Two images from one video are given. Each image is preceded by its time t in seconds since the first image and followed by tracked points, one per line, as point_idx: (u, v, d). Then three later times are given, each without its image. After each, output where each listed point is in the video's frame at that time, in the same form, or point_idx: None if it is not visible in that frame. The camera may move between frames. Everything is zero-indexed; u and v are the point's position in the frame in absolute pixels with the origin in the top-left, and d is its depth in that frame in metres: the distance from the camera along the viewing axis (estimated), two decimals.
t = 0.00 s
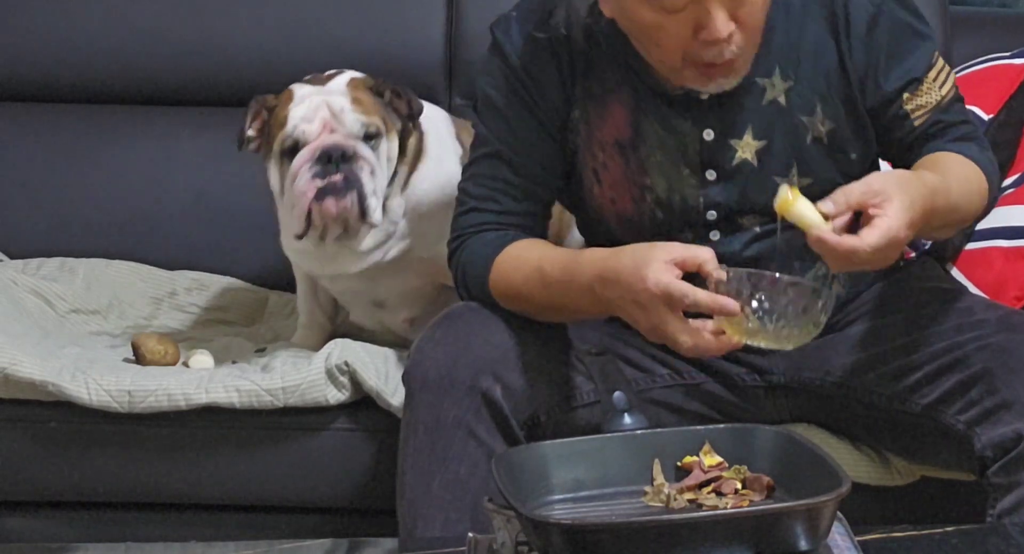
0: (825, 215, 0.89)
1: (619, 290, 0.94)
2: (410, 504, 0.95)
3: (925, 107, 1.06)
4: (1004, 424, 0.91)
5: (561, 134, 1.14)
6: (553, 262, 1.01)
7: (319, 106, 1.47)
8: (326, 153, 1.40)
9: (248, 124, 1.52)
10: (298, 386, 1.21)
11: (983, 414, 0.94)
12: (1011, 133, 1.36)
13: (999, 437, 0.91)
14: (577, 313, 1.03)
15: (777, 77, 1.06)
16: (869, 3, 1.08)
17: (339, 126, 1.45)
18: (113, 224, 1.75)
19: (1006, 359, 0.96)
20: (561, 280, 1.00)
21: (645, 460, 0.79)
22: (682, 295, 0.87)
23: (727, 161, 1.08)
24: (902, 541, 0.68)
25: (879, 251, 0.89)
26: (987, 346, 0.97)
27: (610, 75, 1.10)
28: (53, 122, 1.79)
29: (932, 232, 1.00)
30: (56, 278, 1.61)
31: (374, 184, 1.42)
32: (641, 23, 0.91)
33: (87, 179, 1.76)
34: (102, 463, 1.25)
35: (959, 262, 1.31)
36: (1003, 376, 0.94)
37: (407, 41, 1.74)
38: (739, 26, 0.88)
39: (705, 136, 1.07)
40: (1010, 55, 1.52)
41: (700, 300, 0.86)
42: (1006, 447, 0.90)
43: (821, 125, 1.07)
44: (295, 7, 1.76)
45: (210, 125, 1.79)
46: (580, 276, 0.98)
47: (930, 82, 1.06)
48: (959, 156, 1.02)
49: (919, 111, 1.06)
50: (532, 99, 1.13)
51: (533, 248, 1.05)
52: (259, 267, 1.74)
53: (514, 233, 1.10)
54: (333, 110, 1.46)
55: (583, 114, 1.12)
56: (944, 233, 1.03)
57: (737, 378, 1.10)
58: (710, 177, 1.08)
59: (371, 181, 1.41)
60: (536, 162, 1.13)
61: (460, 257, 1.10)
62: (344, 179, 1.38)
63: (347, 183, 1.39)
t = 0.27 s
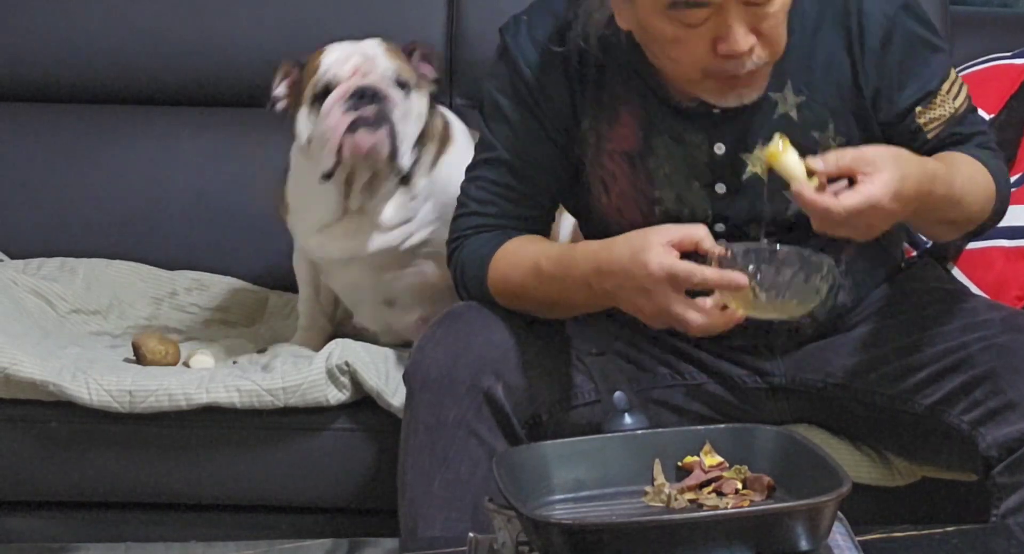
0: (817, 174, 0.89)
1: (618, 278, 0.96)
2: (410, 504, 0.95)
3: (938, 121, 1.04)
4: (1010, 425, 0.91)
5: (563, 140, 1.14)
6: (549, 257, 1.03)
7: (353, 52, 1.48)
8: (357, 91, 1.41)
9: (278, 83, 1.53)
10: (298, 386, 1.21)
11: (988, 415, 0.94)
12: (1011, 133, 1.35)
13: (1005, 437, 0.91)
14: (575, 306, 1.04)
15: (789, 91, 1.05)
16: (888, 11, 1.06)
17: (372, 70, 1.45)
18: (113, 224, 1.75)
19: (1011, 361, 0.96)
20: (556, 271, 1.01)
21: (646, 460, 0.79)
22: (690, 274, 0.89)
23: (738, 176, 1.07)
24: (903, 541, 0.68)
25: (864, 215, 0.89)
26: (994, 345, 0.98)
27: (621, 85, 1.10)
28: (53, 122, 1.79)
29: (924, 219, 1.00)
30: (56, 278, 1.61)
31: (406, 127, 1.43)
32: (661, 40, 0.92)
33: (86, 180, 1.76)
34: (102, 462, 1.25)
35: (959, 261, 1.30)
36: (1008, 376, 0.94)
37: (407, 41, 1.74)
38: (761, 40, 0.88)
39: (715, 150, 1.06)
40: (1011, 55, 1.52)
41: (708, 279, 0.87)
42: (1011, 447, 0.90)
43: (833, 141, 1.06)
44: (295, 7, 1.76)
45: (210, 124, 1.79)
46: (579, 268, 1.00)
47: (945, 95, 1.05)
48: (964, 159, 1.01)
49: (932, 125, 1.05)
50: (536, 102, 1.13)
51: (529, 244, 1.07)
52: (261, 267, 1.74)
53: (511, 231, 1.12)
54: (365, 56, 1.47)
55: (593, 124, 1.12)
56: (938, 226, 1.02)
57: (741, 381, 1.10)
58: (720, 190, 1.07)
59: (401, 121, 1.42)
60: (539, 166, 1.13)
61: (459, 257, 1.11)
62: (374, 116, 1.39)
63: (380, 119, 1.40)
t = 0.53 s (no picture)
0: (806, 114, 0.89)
1: (622, 264, 0.96)
2: (412, 504, 0.95)
3: (950, 130, 1.05)
4: (1016, 425, 0.92)
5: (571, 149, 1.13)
6: (547, 254, 1.03)
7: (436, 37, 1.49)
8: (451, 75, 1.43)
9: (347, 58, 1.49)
10: (299, 386, 1.21)
11: (992, 415, 0.94)
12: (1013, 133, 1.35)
13: (1011, 437, 0.91)
14: (578, 301, 1.05)
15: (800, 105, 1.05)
16: (896, 19, 1.06)
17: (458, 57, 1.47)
18: (114, 225, 1.75)
19: (1015, 366, 0.96)
20: (553, 273, 1.02)
21: (646, 460, 0.79)
22: (705, 253, 0.89)
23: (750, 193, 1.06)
24: (905, 541, 0.68)
25: (846, 158, 0.89)
26: (999, 347, 0.99)
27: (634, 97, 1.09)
28: (53, 122, 1.79)
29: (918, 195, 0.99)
30: (57, 278, 1.61)
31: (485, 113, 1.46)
32: (677, 53, 0.91)
33: (87, 180, 1.76)
34: (103, 463, 1.25)
35: (959, 260, 1.30)
36: (1012, 375, 0.95)
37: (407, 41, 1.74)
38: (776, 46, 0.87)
39: (729, 167, 1.05)
40: (1013, 55, 1.52)
41: (725, 251, 0.88)
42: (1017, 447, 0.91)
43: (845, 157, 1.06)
44: (294, 7, 1.76)
45: (211, 125, 1.79)
46: (579, 268, 1.00)
47: (959, 105, 1.05)
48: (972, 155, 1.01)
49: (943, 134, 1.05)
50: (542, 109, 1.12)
51: (526, 244, 1.07)
52: (261, 268, 1.75)
53: (509, 232, 1.11)
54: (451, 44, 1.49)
55: (603, 137, 1.11)
56: (935, 206, 1.01)
57: (742, 383, 1.10)
58: (730, 207, 1.07)
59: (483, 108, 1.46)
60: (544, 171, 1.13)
61: (459, 256, 1.12)
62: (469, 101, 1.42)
63: (469, 105, 1.43)
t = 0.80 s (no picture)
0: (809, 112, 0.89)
1: (621, 264, 0.96)
2: (412, 505, 0.95)
3: (956, 133, 1.05)
4: (1019, 424, 0.92)
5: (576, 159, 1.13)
6: (545, 258, 1.03)
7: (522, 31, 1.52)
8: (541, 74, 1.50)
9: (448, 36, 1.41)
10: (299, 386, 1.21)
11: (994, 415, 0.95)
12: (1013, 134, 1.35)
13: (1013, 437, 0.92)
14: (578, 306, 1.05)
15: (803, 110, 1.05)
16: (897, 19, 1.06)
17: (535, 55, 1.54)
18: (114, 225, 1.74)
19: (1017, 366, 0.96)
20: (552, 282, 1.02)
21: (646, 460, 0.80)
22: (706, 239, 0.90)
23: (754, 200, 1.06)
24: (905, 541, 0.68)
25: (849, 152, 0.90)
26: (1001, 347, 0.99)
27: (641, 104, 1.08)
28: (53, 122, 1.79)
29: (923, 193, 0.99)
30: (57, 278, 1.61)
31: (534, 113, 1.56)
32: (688, 59, 0.91)
33: (87, 180, 1.76)
34: (103, 463, 1.25)
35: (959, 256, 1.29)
36: (1015, 375, 0.95)
37: (407, 41, 1.74)
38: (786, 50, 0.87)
39: (733, 176, 1.06)
40: (1014, 55, 1.52)
41: (723, 233, 0.89)
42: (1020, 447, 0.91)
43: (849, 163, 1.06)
44: (294, 7, 1.77)
45: (211, 125, 1.79)
46: (576, 274, 1.00)
47: (965, 108, 1.05)
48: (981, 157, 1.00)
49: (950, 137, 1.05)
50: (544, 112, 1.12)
51: (525, 248, 1.07)
52: (261, 268, 1.74)
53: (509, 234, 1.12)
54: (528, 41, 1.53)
55: (610, 146, 1.10)
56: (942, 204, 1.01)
57: (743, 384, 1.10)
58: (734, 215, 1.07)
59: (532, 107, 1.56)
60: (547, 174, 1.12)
61: (459, 259, 1.12)
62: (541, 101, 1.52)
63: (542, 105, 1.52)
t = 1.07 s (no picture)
0: (804, 100, 0.90)
1: (618, 265, 0.96)
2: (412, 505, 0.95)
3: (956, 133, 1.05)
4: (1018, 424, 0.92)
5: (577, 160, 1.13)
6: (543, 260, 1.03)
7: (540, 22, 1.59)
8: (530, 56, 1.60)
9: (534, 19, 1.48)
10: (298, 387, 1.21)
11: (994, 415, 0.95)
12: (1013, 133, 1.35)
13: (1013, 437, 0.91)
14: (577, 308, 1.05)
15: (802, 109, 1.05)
16: (897, 19, 1.06)
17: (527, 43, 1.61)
18: (114, 225, 1.74)
19: (1017, 366, 0.96)
20: (551, 283, 1.02)
21: (647, 460, 0.80)
22: (705, 236, 0.91)
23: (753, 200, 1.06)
24: (905, 541, 0.68)
25: (843, 139, 0.90)
26: (1001, 347, 0.99)
27: (642, 105, 1.08)
28: (53, 122, 1.79)
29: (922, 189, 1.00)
30: (57, 278, 1.61)
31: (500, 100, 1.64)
32: (696, 67, 0.91)
33: (87, 179, 1.76)
34: (103, 463, 1.25)
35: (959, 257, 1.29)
36: (1014, 375, 0.95)
37: (407, 41, 1.74)
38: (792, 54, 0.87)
39: (733, 176, 1.06)
40: (1014, 55, 1.52)
41: (722, 231, 0.89)
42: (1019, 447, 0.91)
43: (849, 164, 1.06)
44: (295, 7, 1.77)
45: (211, 125, 1.79)
46: (576, 276, 1.00)
47: (964, 107, 1.05)
48: (982, 155, 1.00)
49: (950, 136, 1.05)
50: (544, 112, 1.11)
51: (524, 247, 1.07)
52: (261, 267, 1.74)
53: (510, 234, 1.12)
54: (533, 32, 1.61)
55: (610, 146, 1.10)
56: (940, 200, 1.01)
57: (742, 383, 1.10)
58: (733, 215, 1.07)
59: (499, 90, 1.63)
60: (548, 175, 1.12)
61: (459, 259, 1.12)
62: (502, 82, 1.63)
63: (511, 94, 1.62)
